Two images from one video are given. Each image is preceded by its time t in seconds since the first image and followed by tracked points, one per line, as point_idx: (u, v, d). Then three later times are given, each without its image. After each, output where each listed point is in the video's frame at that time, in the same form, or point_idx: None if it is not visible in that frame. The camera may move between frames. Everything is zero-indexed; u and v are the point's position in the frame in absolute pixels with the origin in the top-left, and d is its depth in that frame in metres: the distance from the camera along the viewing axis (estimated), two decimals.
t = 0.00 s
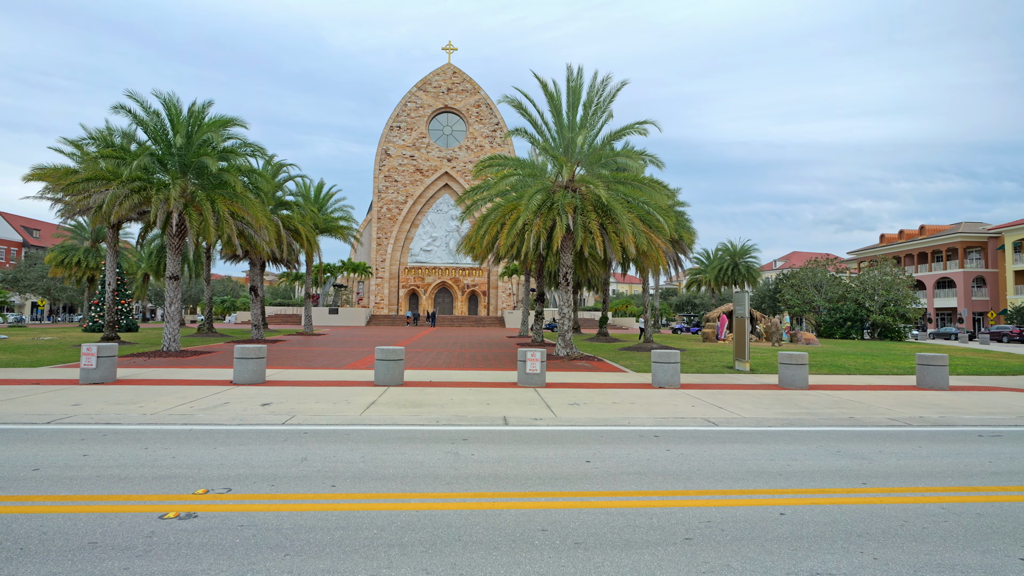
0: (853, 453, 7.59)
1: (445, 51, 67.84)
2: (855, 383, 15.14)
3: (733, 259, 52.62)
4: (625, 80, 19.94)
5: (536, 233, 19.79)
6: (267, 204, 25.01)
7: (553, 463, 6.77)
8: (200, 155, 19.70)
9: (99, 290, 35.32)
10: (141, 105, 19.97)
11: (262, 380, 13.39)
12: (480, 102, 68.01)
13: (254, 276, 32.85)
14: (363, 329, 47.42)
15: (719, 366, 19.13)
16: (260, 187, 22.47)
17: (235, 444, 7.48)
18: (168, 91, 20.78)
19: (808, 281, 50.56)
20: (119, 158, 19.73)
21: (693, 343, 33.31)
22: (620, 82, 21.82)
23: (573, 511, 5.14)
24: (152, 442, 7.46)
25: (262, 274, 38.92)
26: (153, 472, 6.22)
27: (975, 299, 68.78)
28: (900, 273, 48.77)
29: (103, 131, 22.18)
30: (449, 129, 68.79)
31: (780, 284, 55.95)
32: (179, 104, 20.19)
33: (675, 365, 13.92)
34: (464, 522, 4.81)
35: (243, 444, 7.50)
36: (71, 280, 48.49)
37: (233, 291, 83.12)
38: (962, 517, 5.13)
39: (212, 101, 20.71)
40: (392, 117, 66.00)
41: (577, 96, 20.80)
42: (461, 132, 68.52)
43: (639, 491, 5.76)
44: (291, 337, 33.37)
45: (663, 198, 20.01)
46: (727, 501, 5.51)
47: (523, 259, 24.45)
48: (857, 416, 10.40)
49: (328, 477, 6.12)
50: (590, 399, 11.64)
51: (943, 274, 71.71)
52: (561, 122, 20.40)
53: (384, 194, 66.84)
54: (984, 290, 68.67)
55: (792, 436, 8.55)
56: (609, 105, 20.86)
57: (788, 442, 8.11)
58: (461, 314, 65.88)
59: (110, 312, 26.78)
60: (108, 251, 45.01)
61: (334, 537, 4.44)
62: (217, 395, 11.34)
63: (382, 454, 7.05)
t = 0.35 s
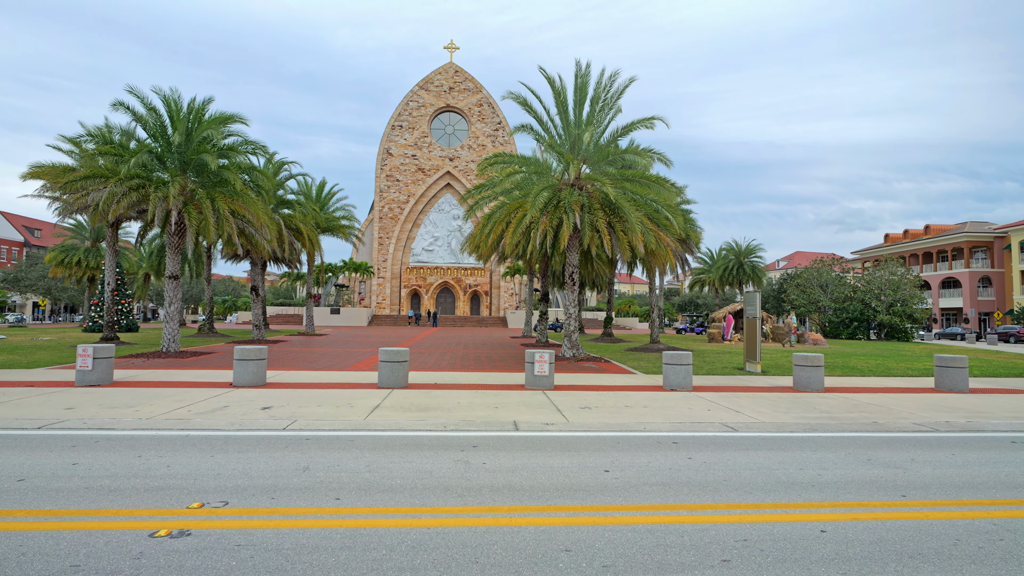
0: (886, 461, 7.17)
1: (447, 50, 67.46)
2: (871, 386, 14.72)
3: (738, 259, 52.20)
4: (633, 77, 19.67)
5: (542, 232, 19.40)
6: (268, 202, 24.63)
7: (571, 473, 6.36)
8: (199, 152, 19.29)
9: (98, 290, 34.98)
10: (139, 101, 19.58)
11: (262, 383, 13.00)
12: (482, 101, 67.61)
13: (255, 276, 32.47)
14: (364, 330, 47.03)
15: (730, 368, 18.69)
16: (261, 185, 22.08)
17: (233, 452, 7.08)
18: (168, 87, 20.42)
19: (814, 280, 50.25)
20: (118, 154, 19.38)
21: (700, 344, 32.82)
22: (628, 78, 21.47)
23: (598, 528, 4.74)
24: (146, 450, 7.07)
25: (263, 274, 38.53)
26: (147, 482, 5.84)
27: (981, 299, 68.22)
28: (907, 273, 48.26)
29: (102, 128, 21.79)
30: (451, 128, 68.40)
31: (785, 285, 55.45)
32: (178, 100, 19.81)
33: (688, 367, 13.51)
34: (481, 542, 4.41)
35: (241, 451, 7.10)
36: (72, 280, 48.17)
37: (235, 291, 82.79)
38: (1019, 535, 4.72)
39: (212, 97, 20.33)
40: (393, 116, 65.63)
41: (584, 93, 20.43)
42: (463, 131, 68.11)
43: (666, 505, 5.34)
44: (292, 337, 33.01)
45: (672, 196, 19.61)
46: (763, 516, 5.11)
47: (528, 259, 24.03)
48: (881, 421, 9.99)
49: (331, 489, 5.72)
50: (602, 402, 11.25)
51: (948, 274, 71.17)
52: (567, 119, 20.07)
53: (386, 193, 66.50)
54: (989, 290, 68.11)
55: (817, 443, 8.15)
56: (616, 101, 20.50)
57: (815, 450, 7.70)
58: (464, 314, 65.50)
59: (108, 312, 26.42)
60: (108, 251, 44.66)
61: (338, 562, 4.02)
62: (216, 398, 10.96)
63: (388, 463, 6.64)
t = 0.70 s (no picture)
0: (919, 468, 6.73)
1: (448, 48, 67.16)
2: (887, 387, 14.29)
3: (743, 259, 51.78)
4: (640, 71, 19.35)
5: (548, 229, 18.96)
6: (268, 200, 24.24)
7: (587, 481, 5.92)
8: (196, 148, 18.87)
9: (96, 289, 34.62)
10: (136, 96, 19.17)
11: (260, 383, 12.59)
12: (484, 100, 67.23)
13: (255, 275, 32.06)
14: (366, 330, 46.63)
15: (739, 368, 18.28)
16: (260, 182, 21.68)
17: (227, 457, 6.66)
18: (166, 82, 20.02)
19: (817, 282, 49.51)
20: (114, 150, 19.00)
21: (705, 344, 32.36)
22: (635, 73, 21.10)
23: (621, 543, 4.34)
24: (132, 455, 6.65)
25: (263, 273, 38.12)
26: (130, 491, 5.41)
27: (987, 299, 67.64)
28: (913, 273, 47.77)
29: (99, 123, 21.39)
30: (453, 127, 68.03)
31: (789, 285, 54.93)
32: (176, 95, 19.41)
33: (699, 368, 13.08)
34: (492, 560, 3.98)
35: (234, 456, 6.69)
36: (71, 279, 47.89)
37: (236, 291, 82.52)
38: None
39: (210, 92, 19.91)
40: (395, 115, 65.28)
41: (590, 88, 20.11)
42: (465, 130, 67.72)
43: (691, 518, 4.91)
44: (293, 337, 32.57)
45: (680, 192, 19.19)
46: (800, 530, 4.67)
47: (532, 257, 23.60)
48: (905, 424, 9.55)
49: (329, 499, 5.29)
50: (611, 404, 10.83)
51: (953, 274, 70.57)
52: (571, 115, 19.82)
53: (387, 192, 66.15)
54: (995, 290, 67.51)
55: (841, 448, 7.72)
56: (622, 96, 20.15)
57: (842, 456, 7.26)
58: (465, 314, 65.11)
59: (106, 311, 26.00)
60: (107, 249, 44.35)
61: None
62: (211, 399, 10.55)
63: (389, 469, 6.22)
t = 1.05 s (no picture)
0: (956, 480, 6.29)
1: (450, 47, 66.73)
2: (903, 390, 13.84)
3: (746, 258, 51.32)
4: (645, 67, 18.96)
5: (553, 228, 18.55)
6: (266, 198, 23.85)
7: (603, 496, 5.49)
8: (192, 145, 18.48)
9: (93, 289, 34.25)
10: (131, 92, 18.76)
11: (256, 387, 12.18)
12: (485, 99, 66.82)
13: (254, 275, 31.66)
14: (366, 330, 46.21)
15: (748, 370, 17.83)
16: (258, 180, 21.28)
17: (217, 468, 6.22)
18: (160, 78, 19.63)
19: (821, 281, 49.16)
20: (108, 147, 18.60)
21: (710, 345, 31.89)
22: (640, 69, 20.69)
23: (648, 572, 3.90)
24: (115, 466, 6.21)
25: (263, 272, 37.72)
26: (109, 508, 4.96)
27: (991, 299, 67.14)
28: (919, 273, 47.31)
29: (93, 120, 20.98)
30: (453, 126, 67.62)
31: (793, 285, 54.44)
32: (171, 90, 19.00)
33: (710, 371, 12.67)
34: None
35: (224, 467, 6.26)
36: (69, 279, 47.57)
37: (236, 291, 82.20)
38: None
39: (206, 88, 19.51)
40: (395, 114, 64.89)
41: (595, 84, 19.72)
42: (465, 130, 67.31)
43: (723, 541, 4.46)
44: (292, 338, 32.15)
45: (686, 189, 18.79)
46: (844, 556, 4.22)
47: (535, 257, 23.19)
48: (931, 431, 9.10)
49: (325, 516, 4.86)
50: (622, 409, 10.40)
51: (957, 274, 70.07)
52: (576, 111, 19.43)
53: (387, 192, 65.74)
54: (999, 290, 67.01)
55: (869, 457, 7.28)
56: (628, 93, 19.75)
57: (871, 466, 6.82)
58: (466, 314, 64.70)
59: (103, 311, 25.60)
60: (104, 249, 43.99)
61: None
62: (204, 404, 10.12)
63: (392, 482, 5.78)
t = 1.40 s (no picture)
0: (1004, 491, 5.84)
1: (452, 46, 66.41)
2: (923, 393, 13.39)
3: (751, 258, 50.87)
4: (653, 61, 18.59)
5: (559, 226, 18.11)
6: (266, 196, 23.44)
7: (629, 512, 5.05)
8: (190, 140, 18.05)
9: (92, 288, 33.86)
10: (127, 87, 18.34)
11: (255, 390, 11.77)
12: (487, 98, 66.42)
13: (254, 274, 31.25)
14: (367, 330, 45.80)
15: (760, 372, 17.38)
16: (258, 177, 20.90)
17: (212, 479, 5.79)
18: (157, 73, 19.20)
19: (825, 282, 48.31)
20: (104, 143, 18.19)
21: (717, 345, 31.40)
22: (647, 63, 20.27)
23: None
24: (102, 477, 5.79)
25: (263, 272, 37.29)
26: (91, 526, 4.52)
27: (996, 300, 66.62)
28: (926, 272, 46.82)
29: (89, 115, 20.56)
30: (455, 125, 67.20)
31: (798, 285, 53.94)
32: (169, 85, 18.59)
33: (725, 372, 12.22)
34: None
35: (219, 478, 5.82)
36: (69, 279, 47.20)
37: (237, 291, 81.81)
38: None
39: (205, 82, 19.10)
40: (396, 113, 64.47)
41: (601, 80, 19.33)
42: (467, 129, 66.90)
43: (766, 564, 4.03)
44: (294, 338, 31.71)
45: (696, 186, 18.37)
46: None
47: (541, 256, 22.76)
48: (962, 436, 8.66)
49: (327, 534, 4.42)
50: (636, 413, 9.97)
51: (961, 274, 69.55)
52: (582, 107, 19.03)
53: (389, 191, 65.26)
54: (1005, 291, 66.46)
55: (903, 465, 6.85)
56: (635, 88, 19.34)
57: (910, 475, 6.38)
58: (468, 314, 64.25)
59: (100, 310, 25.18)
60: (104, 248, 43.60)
61: None
62: (200, 408, 9.70)
63: (399, 495, 5.36)
